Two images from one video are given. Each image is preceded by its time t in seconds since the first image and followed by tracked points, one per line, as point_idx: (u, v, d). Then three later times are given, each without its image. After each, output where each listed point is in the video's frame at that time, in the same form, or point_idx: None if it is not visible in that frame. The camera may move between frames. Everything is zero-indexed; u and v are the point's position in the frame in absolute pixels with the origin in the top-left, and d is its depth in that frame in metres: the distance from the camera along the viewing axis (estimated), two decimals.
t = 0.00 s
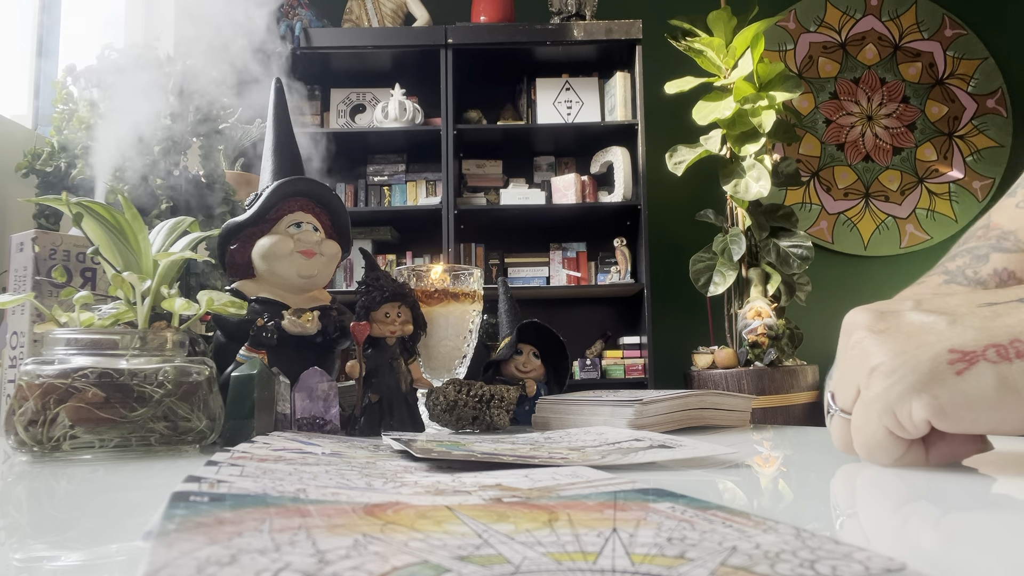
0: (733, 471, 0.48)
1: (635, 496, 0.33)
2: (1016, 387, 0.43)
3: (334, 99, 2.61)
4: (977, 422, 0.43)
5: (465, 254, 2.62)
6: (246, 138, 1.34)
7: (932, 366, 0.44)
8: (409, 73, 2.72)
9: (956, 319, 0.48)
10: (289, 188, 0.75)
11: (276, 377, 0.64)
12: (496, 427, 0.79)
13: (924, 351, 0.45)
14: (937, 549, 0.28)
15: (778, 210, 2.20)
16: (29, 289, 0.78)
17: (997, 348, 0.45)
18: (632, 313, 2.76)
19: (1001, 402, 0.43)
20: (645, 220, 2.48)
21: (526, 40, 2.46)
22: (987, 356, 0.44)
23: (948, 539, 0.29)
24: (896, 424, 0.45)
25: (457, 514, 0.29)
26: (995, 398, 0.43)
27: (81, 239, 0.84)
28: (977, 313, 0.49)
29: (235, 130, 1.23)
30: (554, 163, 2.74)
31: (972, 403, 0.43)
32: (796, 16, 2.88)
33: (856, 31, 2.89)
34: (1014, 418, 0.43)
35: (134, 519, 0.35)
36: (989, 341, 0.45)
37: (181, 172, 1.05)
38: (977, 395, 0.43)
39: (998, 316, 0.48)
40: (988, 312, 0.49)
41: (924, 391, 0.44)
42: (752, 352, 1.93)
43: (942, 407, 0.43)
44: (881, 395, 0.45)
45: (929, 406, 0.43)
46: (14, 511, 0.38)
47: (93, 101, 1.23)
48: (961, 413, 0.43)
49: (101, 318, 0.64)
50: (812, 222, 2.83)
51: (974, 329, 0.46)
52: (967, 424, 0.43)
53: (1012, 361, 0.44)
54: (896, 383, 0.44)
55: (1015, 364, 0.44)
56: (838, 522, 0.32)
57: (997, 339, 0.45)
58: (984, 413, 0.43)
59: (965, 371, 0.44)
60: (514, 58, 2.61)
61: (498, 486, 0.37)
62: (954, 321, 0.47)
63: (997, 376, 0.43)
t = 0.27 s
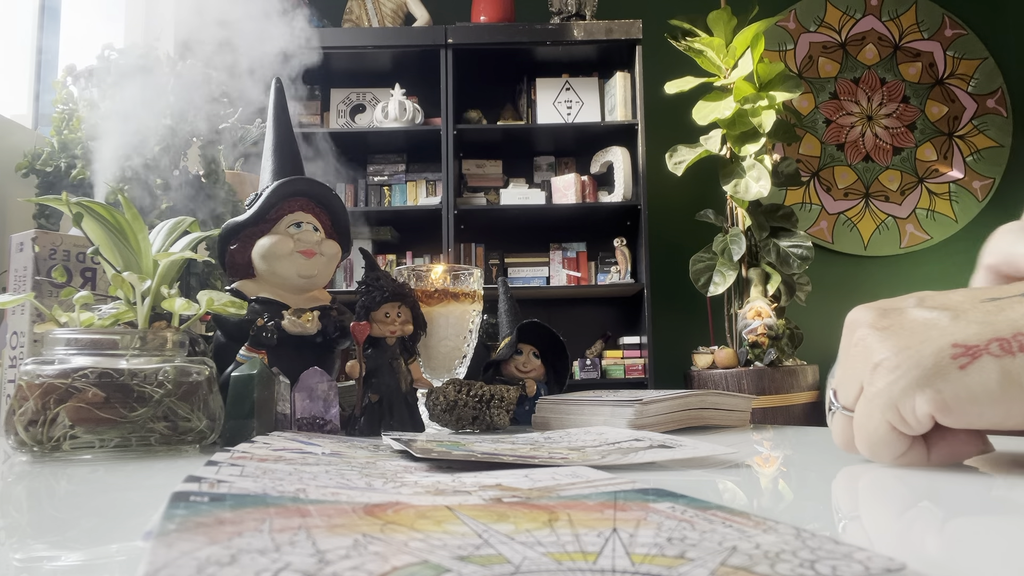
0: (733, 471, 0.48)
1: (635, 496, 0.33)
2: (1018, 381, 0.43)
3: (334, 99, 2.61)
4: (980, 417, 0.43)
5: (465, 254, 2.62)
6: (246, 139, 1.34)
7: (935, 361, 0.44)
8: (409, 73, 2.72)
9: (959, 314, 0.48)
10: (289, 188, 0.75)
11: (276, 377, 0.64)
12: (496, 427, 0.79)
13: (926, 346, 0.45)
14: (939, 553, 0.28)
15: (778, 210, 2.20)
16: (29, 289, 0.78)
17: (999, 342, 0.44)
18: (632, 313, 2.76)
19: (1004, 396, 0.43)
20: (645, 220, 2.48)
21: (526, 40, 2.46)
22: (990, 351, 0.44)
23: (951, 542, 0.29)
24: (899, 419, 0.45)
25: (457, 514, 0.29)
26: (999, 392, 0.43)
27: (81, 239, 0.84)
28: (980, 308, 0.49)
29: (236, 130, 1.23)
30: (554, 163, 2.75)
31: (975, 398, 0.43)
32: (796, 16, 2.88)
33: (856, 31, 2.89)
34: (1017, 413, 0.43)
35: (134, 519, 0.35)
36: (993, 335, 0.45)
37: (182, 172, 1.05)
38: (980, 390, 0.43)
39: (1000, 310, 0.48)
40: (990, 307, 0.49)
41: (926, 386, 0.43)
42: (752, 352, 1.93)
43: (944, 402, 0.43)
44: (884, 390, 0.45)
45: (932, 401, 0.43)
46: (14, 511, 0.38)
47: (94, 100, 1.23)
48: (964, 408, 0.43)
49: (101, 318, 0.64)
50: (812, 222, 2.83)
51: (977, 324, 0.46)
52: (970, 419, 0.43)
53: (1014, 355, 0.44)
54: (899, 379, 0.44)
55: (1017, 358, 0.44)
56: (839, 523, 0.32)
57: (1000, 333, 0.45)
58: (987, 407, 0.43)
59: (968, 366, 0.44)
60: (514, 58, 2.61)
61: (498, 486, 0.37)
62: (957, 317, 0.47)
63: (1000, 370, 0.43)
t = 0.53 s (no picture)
0: (733, 471, 0.48)
1: (635, 496, 0.33)
2: (1017, 382, 0.43)
3: (334, 99, 2.61)
4: (978, 418, 0.43)
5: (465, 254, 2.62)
6: (246, 139, 1.34)
7: (934, 363, 0.44)
8: (409, 73, 2.73)
9: (958, 315, 0.47)
10: (289, 188, 0.75)
11: (276, 377, 0.64)
12: (496, 427, 0.79)
13: (925, 347, 0.45)
14: (939, 553, 0.27)
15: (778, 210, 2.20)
16: (29, 289, 0.78)
17: (998, 344, 0.44)
18: (632, 313, 2.76)
19: (1003, 397, 0.43)
20: (645, 220, 2.48)
21: (526, 40, 2.46)
22: (989, 352, 0.44)
23: (951, 542, 0.29)
24: (898, 420, 0.45)
25: (457, 514, 0.29)
26: (997, 393, 0.43)
27: (81, 239, 0.84)
28: (979, 309, 0.49)
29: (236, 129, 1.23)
30: (554, 163, 2.75)
31: (974, 399, 0.43)
32: (796, 16, 2.88)
33: (856, 31, 2.89)
34: (1015, 414, 0.43)
35: (133, 519, 0.35)
36: (991, 336, 0.45)
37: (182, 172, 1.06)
38: (979, 391, 0.43)
39: (1000, 311, 0.48)
40: (990, 308, 0.49)
41: (925, 387, 0.43)
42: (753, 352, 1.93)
43: (943, 403, 0.43)
44: (883, 392, 0.45)
45: (931, 402, 0.43)
46: (14, 511, 0.38)
47: (94, 100, 1.23)
48: (963, 409, 0.43)
49: (101, 318, 0.64)
50: (812, 222, 2.83)
51: (975, 325, 0.46)
52: (969, 420, 0.44)
53: (1013, 357, 0.44)
54: (898, 380, 0.44)
55: (1016, 360, 0.44)
56: (839, 523, 0.32)
57: (998, 335, 0.45)
58: (985, 408, 0.43)
59: (966, 367, 0.43)
60: (514, 58, 2.61)
61: (498, 486, 0.37)
62: (955, 318, 0.47)
63: (999, 372, 0.43)
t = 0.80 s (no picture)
0: (733, 471, 0.48)
1: (635, 495, 0.33)
2: (1018, 383, 0.43)
3: (334, 99, 2.60)
4: (978, 418, 0.43)
5: (465, 254, 2.62)
6: (246, 139, 1.34)
7: (935, 363, 0.44)
8: (409, 73, 2.73)
9: (958, 315, 0.48)
10: (288, 188, 0.75)
11: (276, 377, 0.64)
12: (496, 427, 0.79)
13: (926, 347, 0.45)
14: (940, 552, 0.27)
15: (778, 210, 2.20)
16: (29, 289, 0.78)
17: (999, 344, 0.44)
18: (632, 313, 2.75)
19: (1004, 398, 0.43)
20: (645, 220, 2.48)
21: (526, 40, 2.46)
22: (990, 352, 0.44)
23: (952, 543, 0.29)
24: (899, 420, 0.45)
25: (457, 514, 0.29)
26: (999, 393, 0.43)
27: (81, 239, 0.84)
28: (978, 309, 0.49)
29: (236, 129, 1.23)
30: (554, 163, 2.75)
31: (975, 400, 0.43)
32: (796, 16, 2.88)
33: (856, 31, 2.89)
34: (1017, 414, 0.43)
35: (133, 519, 0.35)
36: (991, 337, 0.45)
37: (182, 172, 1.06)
38: (980, 391, 0.43)
39: (999, 310, 0.48)
40: (989, 308, 0.49)
41: (926, 387, 0.43)
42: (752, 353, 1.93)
43: (944, 404, 0.43)
44: (883, 392, 0.45)
45: (932, 403, 0.43)
46: (13, 511, 0.38)
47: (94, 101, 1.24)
48: (964, 409, 0.43)
49: (101, 318, 0.64)
50: (812, 222, 2.83)
51: (975, 325, 0.46)
52: (970, 420, 0.44)
53: (1013, 356, 0.44)
54: (897, 381, 0.44)
55: (1016, 360, 0.44)
56: (839, 523, 0.32)
57: (999, 335, 0.45)
58: (986, 409, 0.43)
59: (967, 367, 0.43)
60: (514, 58, 2.61)
61: (498, 486, 0.37)
62: (955, 318, 0.47)
63: (1000, 372, 0.43)
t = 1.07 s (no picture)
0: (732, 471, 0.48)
1: (635, 495, 0.33)
2: (1018, 383, 0.43)
3: (333, 98, 2.60)
4: (979, 420, 0.43)
5: (465, 254, 2.62)
6: (247, 139, 1.34)
7: (935, 364, 0.44)
8: (409, 74, 2.72)
9: (958, 316, 0.48)
10: (288, 188, 0.75)
11: (276, 377, 0.64)
12: (497, 427, 0.79)
13: (927, 348, 0.45)
14: (941, 552, 0.27)
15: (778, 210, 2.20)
16: (29, 289, 0.78)
17: (999, 345, 0.45)
18: (632, 313, 2.75)
19: (1005, 399, 0.43)
20: (645, 220, 2.48)
21: (526, 40, 2.46)
22: (990, 353, 0.44)
23: (953, 543, 0.29)
24: (899, 422, 0.45)
25: (457, 514, 0.29)
26: (1000, 394, 0.43)
27: (81, 239, 0.85)
28: (979, 309, 0.49)
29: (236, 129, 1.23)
30: (554, 163, 2.75)
31: (976, 400, 0.43)
32: (796, 16, 2.88)
33: (856, 31, 2.89)
34: (1017, 415, 0.43)
35: (133, 519, 0.35)
36: (992, 338, 0.45)
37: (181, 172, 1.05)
38: (981, 392, 0.43)
39: (1000, 311, 0.48)
40: (989, 308, 0.49)
41: (926, 388, 0.44)
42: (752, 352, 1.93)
43: (944, 405, 0.43)
44: (884, 394, 0.45)
45: (933, 404, 0.43)
46: (13, 511, 0.38)
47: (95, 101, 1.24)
48: (964, 411, 0.43)
49: (101, 318, 0.64)
50: (812, 222, 2.83)
51: (976, 326, 0.46)
52: (970, 421, 0.43)
53: (1014, 357, 0.44)
54: (897, 382, 0.45)
55: (1017, 361, 0.44)
56: (838, 523, 0.32)
57: (999, 336, 0.45)
58: (988, 410, 0.43)
59: (967, 368, 0.44)
60: (514, 58, 2.61)
61: (498, 485, 0.37)
62: (956, 318, 0.47)
63: (1000, 373, 0.43)
